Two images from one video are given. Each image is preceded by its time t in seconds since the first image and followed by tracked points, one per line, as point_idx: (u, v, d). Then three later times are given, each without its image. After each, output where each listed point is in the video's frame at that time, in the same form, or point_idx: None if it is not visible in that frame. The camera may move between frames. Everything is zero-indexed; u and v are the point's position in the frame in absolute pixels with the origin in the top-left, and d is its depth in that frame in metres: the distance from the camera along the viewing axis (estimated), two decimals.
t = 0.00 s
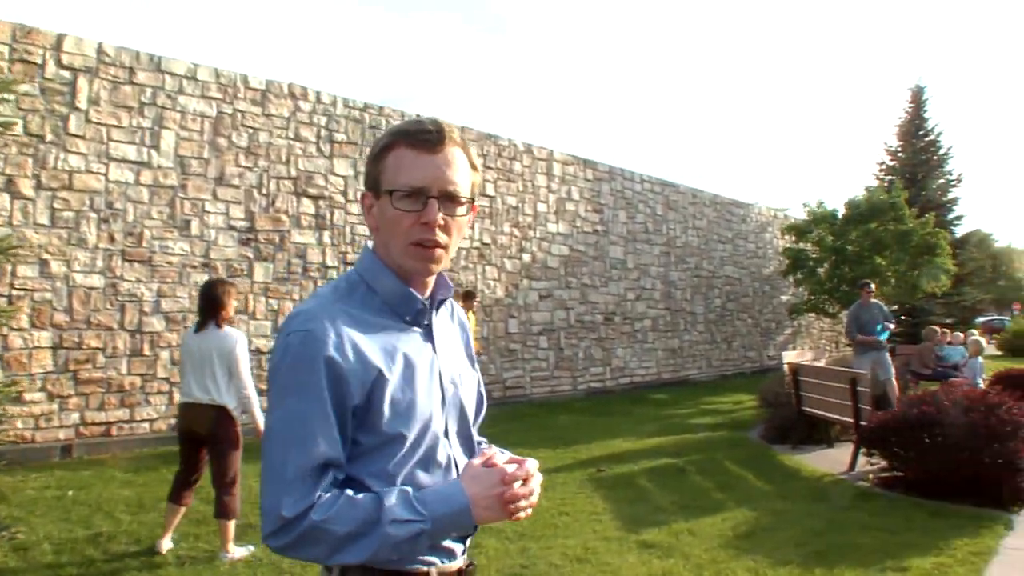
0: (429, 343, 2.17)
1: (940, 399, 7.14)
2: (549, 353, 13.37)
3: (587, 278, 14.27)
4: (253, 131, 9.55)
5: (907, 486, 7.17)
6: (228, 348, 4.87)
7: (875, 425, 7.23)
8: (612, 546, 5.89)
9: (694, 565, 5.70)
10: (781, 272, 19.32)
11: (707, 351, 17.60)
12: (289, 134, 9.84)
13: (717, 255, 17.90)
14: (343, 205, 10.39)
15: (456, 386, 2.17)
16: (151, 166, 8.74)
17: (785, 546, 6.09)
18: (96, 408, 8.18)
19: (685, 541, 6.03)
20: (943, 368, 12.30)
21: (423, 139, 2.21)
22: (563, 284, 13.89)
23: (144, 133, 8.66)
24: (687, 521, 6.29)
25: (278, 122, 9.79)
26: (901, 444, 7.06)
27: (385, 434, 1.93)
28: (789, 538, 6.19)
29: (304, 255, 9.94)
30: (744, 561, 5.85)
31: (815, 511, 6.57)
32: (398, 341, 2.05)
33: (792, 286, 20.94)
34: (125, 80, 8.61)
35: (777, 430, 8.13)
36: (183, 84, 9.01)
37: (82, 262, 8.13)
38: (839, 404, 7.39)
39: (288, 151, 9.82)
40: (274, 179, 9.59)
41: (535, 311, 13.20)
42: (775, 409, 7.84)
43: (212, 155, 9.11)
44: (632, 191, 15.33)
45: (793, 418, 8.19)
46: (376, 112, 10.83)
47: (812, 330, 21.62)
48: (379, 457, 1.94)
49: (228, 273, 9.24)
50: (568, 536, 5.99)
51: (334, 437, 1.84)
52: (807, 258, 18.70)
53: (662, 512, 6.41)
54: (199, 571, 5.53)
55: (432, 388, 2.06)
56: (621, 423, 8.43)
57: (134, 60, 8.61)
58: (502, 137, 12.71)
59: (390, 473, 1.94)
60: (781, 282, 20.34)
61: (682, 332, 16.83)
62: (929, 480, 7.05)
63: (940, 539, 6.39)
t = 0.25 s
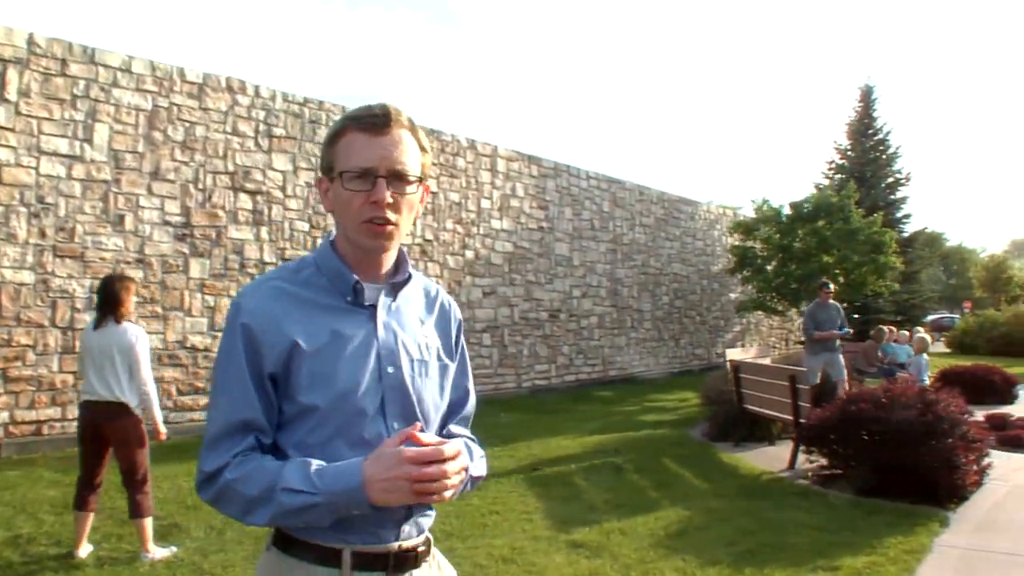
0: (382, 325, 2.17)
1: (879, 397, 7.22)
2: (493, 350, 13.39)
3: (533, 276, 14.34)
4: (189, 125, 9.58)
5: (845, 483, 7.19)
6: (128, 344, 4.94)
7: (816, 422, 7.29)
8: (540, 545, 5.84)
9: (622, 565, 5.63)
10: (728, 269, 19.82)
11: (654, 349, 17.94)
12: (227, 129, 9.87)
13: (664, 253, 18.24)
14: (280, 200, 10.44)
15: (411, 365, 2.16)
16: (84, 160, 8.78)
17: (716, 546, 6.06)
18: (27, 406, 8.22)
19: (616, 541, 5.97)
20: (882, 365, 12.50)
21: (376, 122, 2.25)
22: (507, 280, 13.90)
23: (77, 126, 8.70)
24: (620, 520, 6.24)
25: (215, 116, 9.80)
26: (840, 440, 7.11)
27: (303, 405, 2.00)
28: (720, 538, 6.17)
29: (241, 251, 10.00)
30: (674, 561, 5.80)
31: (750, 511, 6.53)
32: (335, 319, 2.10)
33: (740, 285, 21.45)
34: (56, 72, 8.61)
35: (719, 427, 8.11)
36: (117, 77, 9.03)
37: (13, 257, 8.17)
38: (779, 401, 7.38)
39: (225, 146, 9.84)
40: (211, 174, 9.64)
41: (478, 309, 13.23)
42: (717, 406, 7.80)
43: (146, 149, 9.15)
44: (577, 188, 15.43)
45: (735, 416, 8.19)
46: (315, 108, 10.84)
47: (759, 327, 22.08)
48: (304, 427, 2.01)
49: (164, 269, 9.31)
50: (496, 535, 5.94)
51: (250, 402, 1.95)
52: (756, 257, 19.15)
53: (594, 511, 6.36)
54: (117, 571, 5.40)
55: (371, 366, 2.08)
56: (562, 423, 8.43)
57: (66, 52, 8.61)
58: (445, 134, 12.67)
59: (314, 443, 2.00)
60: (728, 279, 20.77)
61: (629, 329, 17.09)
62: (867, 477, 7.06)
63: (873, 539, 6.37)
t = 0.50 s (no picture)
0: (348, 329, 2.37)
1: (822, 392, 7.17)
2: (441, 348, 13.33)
3: (481, 272, 14.35)
4: (129, 118, 9.56)
5: (792, 480, 7.13)
6: (36, 339, 5.02)
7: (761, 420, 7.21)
8: (475, 542, 5.86)
9: (555, 563, 5.61)
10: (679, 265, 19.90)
11: (607, 345, 18.09)
12: (167, 122, 9.83)
13: (617, 248, 18.27)
14: (223, 194, 10.39)
15: (368, 371, 2.32)
16: (20, 152, 8.75)
17: (654, 543, 6.01)
18: None
19: (552, 538, 5.95)
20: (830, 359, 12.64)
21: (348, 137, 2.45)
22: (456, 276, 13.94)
23: (13, 118, 8.67)
24: (558, 517, 6.23)
25: (155, 108, 9.77)
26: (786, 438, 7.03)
27: (263, 400, 2.29)
28: (658, 534, 6.12)
29: (182, 246, 9.96)
30: (609, 557, 5.77)
31: (691, 506, 6.52)
32: (298, 326, 2.33)
33: (693, 281, 21.67)
34: None
35: (667, 422, 8.11)
36: (54, 68, 9.00)
37: None
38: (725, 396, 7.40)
39: (167, 139, 9.81)
40: (151, 168, 9.63)
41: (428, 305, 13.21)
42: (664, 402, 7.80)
43: (85, 141, 9.16)
44: (528, 183, 15.39)
45: (682, 412, 8.22)
46: (259, 101, 10.81)
47: (712, 323, 22.40)
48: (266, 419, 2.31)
49: (103, 264, 9.30)
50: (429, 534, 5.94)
51: (219, 391, 2.30)
52: (707, 253, 19.31)
53: (531, 508, 6.36)
54: (42, 571, 5.28)
55: (326, 371, 2.29)
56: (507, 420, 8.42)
57: None
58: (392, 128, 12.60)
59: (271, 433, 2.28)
60: (678, 274, 20.90)
61: (580, 325, 17.20)
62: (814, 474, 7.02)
63: (813, 534, 6.34)
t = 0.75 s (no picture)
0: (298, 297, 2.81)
1: (773, 386, 7.17)
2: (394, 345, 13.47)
3: (435, 267, 14.49)
4: (76, 109, 9.56)
5: (743, 475, 7.14)
6: None
7: (714, 415, 7.16)
8: (417, 538, 5.83)
9: (496, 559, 5.59)
10: (637, 260, 20.14)
11: (564, 340, 18.23)
12: (116, 113, 9.87)
13: (573, 243, 18.43)
14: (172, 187, 10.44)
15: (311, 335, 2.73)
16: None
17: (598, 538, 5.98)
18: None
19: (495, 534, 5.93)
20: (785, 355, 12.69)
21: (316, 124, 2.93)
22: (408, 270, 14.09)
23: None
24: (502, 512, 6.22)
25: (102, 99, 9.80)
26: (738, 433, 7.00)
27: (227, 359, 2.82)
28: (603, 529, 6.09)
29: (130, 239, 9.96)
30: (551, 553, 5.74)
31: (638, 500, 6.50)
32: (261, 297, 2.84)
33: (652, 278, 21.91)
34: None
35: (619, 418, 8.07)
36: None
37: None
38: (676, 390, 7.43)
39: (114, 130, 9.84)
40: (98, 160, 9.63)
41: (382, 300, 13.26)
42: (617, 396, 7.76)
43: (30, 132, 9.12)
44: (483, 177, 15.62)
45: (635, 406, 8.25)
46: (208, 93, 10.89)
47: (671, 319, 22.72)
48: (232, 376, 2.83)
49: (48, 257, 9.27)
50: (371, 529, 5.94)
51: (197, 354, 2.87)
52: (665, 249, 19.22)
53: (476, 503, 6.35)
54: None
55: (275, 334, 2.76)
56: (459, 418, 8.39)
57: None
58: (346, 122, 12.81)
59: (236, 387, 2.80)
60: (638, 270, 21.01)
61: (537, 321, 17.29)
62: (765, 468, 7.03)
63: (760, 529, 6.33)
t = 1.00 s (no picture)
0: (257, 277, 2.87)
1: (728, 379, 7.19)
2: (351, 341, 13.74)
3: (393, 260, 14.61)
4: (28, 98, 9.51)
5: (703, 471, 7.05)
6: None
7: (668, 409, 7.25)
8: (366, 533, 5.81)
9: (443, 553, 5.59)
10: (598, 256, 20.26)
11: (525, 336, 18.40)
12: (68, 103, 9.82)
13: (535, 238, 18.58)
14: (126, 179, 10.39)
15: (263, 312, 2.79)
16: None
17: (548, 531, 5.96)
18: None
19: (444, 528, 5.92)
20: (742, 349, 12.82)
21: (275, 124, 3.02)
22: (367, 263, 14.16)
23: None
24: (452, 506, 6.22)
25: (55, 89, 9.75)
26: (689, 425, 7.06)
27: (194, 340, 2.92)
28: (553, 523, 6.06)
29: (83, 231, 9.96)
30: (499, 547, 5.73)
31: (591, 494, 6.49)
32: (223, 279, 2.92)
33: (614, 274, 22.16)
34: None
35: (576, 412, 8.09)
36: None
37: None
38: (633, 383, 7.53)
39: (66, 120, 9.79)
40: (50, 150, 9.59)
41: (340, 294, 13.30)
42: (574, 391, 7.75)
43: None
44: (444, 171, 15.71)
45: (593, 401, 8.34)
46: (164, 84, 10.83)
47: (633, 315, 23.00)
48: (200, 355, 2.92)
49: None
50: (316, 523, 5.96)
51: (170, 336, 3.00)
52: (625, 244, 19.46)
53: (427, 497, 6.35)
54: None
55: (235, 314, 2.83)
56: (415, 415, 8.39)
57: None
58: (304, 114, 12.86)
59: (202, 365, 2.90)
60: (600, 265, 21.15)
61: (497, 316, 17.45)
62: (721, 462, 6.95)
63: (713, 522, 6.33)
